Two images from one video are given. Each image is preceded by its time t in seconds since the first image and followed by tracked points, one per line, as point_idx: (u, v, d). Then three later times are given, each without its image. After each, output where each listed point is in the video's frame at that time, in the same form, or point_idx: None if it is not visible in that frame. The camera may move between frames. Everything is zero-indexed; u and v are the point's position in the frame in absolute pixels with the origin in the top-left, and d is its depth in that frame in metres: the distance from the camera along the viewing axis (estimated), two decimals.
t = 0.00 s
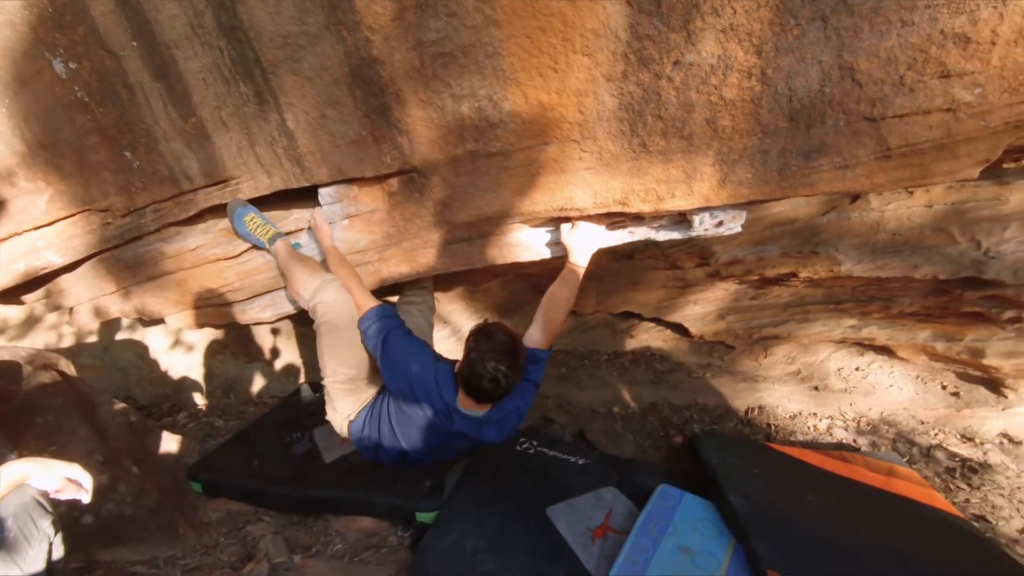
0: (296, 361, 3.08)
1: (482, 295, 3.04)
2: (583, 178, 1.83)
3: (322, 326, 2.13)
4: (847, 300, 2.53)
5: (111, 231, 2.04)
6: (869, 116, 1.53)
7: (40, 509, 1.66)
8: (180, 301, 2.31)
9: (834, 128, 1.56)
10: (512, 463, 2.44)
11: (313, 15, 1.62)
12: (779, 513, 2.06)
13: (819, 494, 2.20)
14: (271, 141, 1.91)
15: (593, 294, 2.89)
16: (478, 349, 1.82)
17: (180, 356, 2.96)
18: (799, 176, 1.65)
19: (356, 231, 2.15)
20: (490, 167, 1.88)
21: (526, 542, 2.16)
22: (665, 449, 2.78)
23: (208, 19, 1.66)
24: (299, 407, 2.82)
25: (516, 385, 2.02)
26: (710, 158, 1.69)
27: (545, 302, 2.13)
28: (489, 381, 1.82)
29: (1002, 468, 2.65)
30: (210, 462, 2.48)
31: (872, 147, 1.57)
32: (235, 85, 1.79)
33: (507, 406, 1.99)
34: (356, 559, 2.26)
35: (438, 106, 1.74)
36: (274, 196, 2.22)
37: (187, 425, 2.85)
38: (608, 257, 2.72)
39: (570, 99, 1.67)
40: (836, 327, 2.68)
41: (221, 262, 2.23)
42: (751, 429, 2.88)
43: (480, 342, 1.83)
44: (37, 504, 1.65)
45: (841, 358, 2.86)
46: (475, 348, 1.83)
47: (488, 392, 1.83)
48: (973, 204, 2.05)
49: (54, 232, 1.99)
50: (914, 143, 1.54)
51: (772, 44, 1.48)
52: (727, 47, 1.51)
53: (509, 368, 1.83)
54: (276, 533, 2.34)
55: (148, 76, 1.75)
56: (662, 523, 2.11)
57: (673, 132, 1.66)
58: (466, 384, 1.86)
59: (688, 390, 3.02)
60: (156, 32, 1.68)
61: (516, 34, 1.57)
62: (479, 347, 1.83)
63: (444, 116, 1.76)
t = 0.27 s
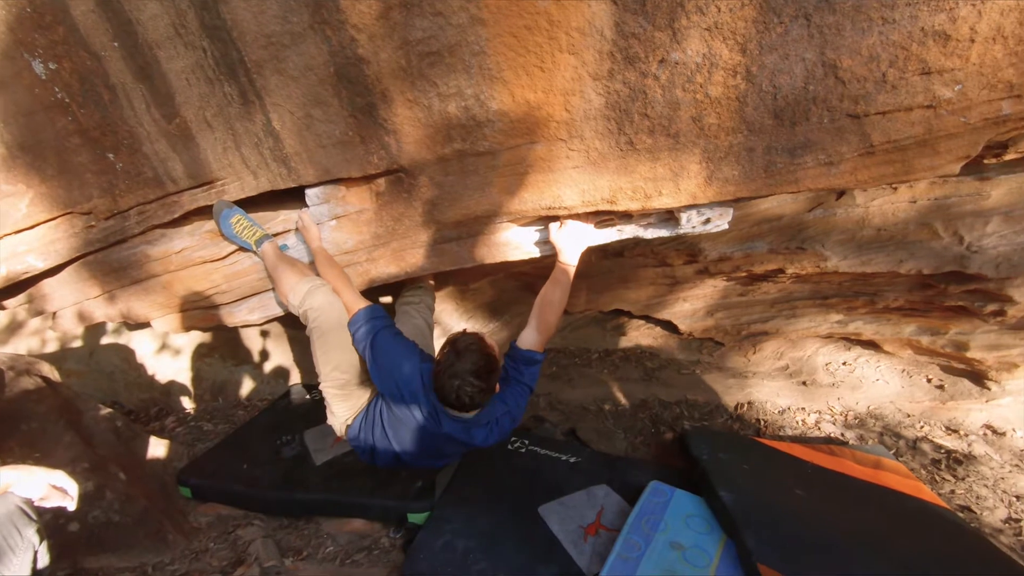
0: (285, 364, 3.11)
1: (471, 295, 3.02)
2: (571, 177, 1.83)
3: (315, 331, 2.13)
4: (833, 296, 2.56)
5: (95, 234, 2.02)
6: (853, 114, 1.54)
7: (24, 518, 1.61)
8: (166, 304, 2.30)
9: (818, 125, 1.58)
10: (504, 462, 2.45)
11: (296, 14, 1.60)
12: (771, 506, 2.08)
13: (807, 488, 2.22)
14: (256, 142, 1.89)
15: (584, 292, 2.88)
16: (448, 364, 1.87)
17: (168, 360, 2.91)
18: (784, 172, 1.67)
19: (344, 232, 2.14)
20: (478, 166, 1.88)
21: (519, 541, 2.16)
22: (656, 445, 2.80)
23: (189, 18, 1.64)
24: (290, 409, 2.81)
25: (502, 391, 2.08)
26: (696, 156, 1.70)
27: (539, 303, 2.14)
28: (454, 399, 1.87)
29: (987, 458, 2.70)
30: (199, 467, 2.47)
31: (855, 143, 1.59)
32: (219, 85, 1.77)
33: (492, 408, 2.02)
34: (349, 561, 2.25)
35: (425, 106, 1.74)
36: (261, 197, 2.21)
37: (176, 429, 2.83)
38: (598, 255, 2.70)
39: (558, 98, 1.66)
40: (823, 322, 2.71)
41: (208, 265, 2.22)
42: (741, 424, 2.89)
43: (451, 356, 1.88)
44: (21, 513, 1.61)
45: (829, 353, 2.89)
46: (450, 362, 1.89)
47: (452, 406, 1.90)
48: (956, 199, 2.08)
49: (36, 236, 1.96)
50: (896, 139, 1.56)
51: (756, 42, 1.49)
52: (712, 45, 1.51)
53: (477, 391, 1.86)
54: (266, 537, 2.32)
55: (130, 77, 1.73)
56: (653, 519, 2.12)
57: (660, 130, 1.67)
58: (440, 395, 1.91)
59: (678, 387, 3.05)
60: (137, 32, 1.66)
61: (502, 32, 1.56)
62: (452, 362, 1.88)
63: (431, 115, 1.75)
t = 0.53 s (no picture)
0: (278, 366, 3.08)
1: (464, 296, 3.02)
2: (562, 178, 1.84)
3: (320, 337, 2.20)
4: (824, 294, 2.58)
5: (83, 239, 2.01)
6: (840, 114, 1.56)
7: (14, 527, 1.62)
8: (156, 309, 2.29)
9: (806, 124, 1.59)
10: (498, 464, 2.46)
11: (285, 17, 1.60)
12: (763, 503, 2.09)
13: (799, 485, 2.23)
14: (246, 145, 1.88)
15: (576, 293, 2.89)
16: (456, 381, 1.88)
17: (158, 365, 2.89)
18: (773, 172, 1.69)
19: (336, 234, 2.14)
20: (469, 168, 1.88)
21: (514, 542, 2.16)
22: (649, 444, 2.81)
23: (177, 21, 1.63)
24: (283, 413, 2.81)
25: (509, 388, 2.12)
26: (686, 156, 1.71)
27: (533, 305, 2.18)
28: (460, 417, 1.89)
29: (975, 453, 2.71)
30: (191, 472, 2.46)
31: (842, 143, 1.61)
32: (208, 88, 1.76)
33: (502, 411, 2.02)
34: (343, 565, 2.24)
35: (416, 108, 1.74)
36: (252, 200, 2.20)
37: (167, 435, 2.82)
38: (590, 256, 2.72)
39: (548, 100, 1.67)
40: (814, 320, 2.73)
41: (198, 269, 2.21)
42: (733, 421, 2.88)
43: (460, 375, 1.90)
44: (11, 522, 1.62)
45: (820, 350, 2.92)
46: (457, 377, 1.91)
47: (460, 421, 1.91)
48: (942, 197, 2.10)
49: (23, 241, 1.95)
50: (883, 138, 1.58)
51: (744, 43, 1.50)
52: (700, 46, 1.52)
53: (485, 406, 1.86)
54: (260, 542, 2.31)
55: (118, 80, 1.73)
56: (648, 518, 2.13)
57: (650, 131, 1.68)
58: (446, 408, 1.92)
59: (670, 386, 3.04)
60: (124, 35, 1.65)
61: (492, 34, 1.56)
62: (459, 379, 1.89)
63: (421, 117, 1.75)
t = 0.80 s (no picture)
0: (271, 371, 3.08)
1: (458, 299, 3.02)
2: (555, 179, 1.84)
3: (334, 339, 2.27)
4: (816, 292, 2.59)
5: (73, 244, 2.00)
6: (830, 114, 1.57)
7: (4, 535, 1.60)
8: (149, 314, 2.28)
9: (797, 125, 1.60)
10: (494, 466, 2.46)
11: (277, 20, 1.59)
12: (759, 502, 2.10)
13: (793, 483, 2.25)
14: (238, 149, 1.88)
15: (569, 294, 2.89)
16: (510, 409, 2.01)
17: (151, 370, 2.87)
18: (764, 172, 1.70)
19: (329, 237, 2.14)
20: (462, 171, 1.88)
21: (510, 544, 2.16)
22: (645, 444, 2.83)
23: (168, 24, 1.62)
24: (278, 417, 2.81)
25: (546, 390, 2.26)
26: (678, 157, 1.72)
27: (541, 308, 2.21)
28: (518, 437, 2.05)
29: (967, 449, 2.74)
30: (185, 479, 2.45)
31: (833, 143, 1.62)
32: (199, 92, 1.75)
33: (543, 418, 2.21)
34: (339, 569, 2.23)
35: (408, 111, 1.74)
36: (244, 204, 2.20)
37: (160, 441, 2.80)
38: (583, 257, 2.73)
39: (540, 102, 1.68)
40: (806, 319, 2.75)
41: (190, 273, 2.20)
42: (728, 421, 2.90)
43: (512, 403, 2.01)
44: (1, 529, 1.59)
45: (813, 349, 2.93)
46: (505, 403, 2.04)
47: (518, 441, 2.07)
48: (932, 196, 2.11)
49: (13, 247, 1.93)
50: (872, 138, 1.59)
51: (735, 44, 1.50)
52: (691, 48, 1.52)
53: (542, 425, 2.02)
54: (255, 547, 2.30)
55: (107, 84, 1.72)
56: (643, 518, 2.14)
57: (642, 132, 1.69)
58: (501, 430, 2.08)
59: (665, 387, 3.08)
60: (114, 39, 1.64)
61: (484, 37, 1.56)
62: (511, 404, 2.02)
63: (414, 120, 1.75)
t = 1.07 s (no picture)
0: (267, 374, 3.06)
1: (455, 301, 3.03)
2: (551, 181, 1.85)
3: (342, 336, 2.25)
4: (811, 292, 2.60)
5: (67, 248, 1.99)
6: (823, 115, 1.58)
7: None
8: (143, 317, 2.27)
9: (790, 126, 1.61)
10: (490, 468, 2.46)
11: (272, 23, 1.59)
12: (756, 502, 2.10)
13: (791, 483, 2.25)
14: (233, 152, 1.87)
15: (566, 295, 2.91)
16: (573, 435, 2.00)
17: (146, 375, 2.85)
18: (759, 173, 1.71)
19: (325, 240, 2.15)
20: (458, 172, 1.88)
21: (507, 546, 2.16)
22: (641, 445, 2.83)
23: (162, 27, 1.62)
24: (274, 421, 2.80)
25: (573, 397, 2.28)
26: (673, 158, 1.73)
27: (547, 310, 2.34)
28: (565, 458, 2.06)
29: (962, 448, 2.74)
30: (180, 483, 2.43)
31: (827, 144, 1.63)
32: (193, 94, 1.75)
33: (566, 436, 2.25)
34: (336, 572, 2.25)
35: (403, 113, 1.74)
36: (239, 207, 2.20)
37: (156, 445, 2.79)
38: (580, 258, 2.75)
39: (536, 104, 1.68)
40: (802, 319, 2.75)
41: (185, 276, 2.20)
42: (724, 421, 2.93)
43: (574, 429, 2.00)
44: None
45: (808, 348, 2.94)
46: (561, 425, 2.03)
47: (564, 463, 2.09)
48: (926, 195, 2.12)
49: (6, 251, 1.93)
50: (866, 139, 1.60)
51: (728, 46, 1.51)
52: (686, 50, 1.53)
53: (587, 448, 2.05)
54: (251, 552, 2.30)
55: (101, 87, 1.71)
56: (641, 519, 2.14)
57: (637, 133, 1.69)
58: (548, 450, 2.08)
59: (661, 387, 3.12)
60: (107, 41, 1.64)
61: (479, 39, 1.56)
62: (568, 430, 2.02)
63: (409, 122, 1.75)
